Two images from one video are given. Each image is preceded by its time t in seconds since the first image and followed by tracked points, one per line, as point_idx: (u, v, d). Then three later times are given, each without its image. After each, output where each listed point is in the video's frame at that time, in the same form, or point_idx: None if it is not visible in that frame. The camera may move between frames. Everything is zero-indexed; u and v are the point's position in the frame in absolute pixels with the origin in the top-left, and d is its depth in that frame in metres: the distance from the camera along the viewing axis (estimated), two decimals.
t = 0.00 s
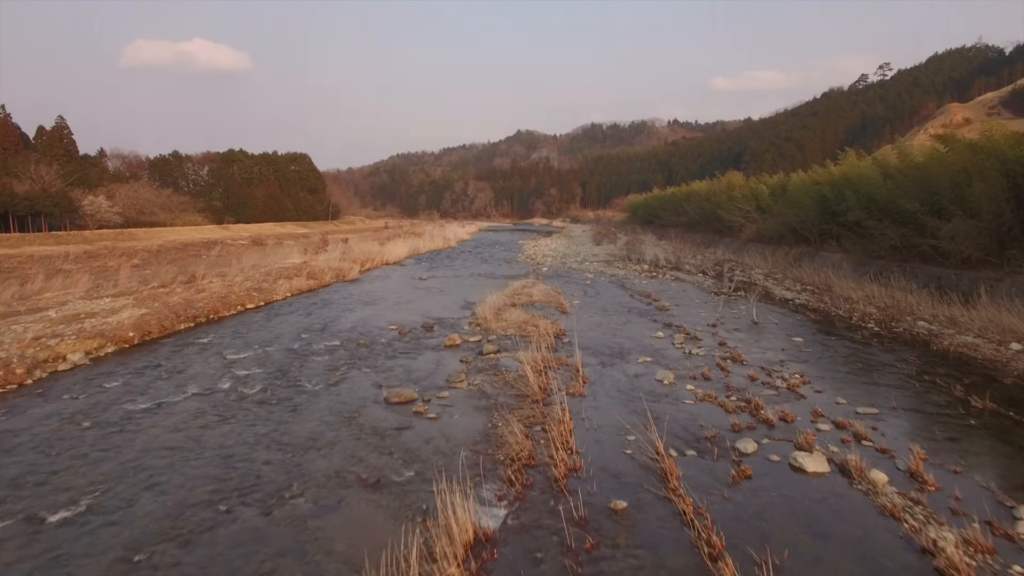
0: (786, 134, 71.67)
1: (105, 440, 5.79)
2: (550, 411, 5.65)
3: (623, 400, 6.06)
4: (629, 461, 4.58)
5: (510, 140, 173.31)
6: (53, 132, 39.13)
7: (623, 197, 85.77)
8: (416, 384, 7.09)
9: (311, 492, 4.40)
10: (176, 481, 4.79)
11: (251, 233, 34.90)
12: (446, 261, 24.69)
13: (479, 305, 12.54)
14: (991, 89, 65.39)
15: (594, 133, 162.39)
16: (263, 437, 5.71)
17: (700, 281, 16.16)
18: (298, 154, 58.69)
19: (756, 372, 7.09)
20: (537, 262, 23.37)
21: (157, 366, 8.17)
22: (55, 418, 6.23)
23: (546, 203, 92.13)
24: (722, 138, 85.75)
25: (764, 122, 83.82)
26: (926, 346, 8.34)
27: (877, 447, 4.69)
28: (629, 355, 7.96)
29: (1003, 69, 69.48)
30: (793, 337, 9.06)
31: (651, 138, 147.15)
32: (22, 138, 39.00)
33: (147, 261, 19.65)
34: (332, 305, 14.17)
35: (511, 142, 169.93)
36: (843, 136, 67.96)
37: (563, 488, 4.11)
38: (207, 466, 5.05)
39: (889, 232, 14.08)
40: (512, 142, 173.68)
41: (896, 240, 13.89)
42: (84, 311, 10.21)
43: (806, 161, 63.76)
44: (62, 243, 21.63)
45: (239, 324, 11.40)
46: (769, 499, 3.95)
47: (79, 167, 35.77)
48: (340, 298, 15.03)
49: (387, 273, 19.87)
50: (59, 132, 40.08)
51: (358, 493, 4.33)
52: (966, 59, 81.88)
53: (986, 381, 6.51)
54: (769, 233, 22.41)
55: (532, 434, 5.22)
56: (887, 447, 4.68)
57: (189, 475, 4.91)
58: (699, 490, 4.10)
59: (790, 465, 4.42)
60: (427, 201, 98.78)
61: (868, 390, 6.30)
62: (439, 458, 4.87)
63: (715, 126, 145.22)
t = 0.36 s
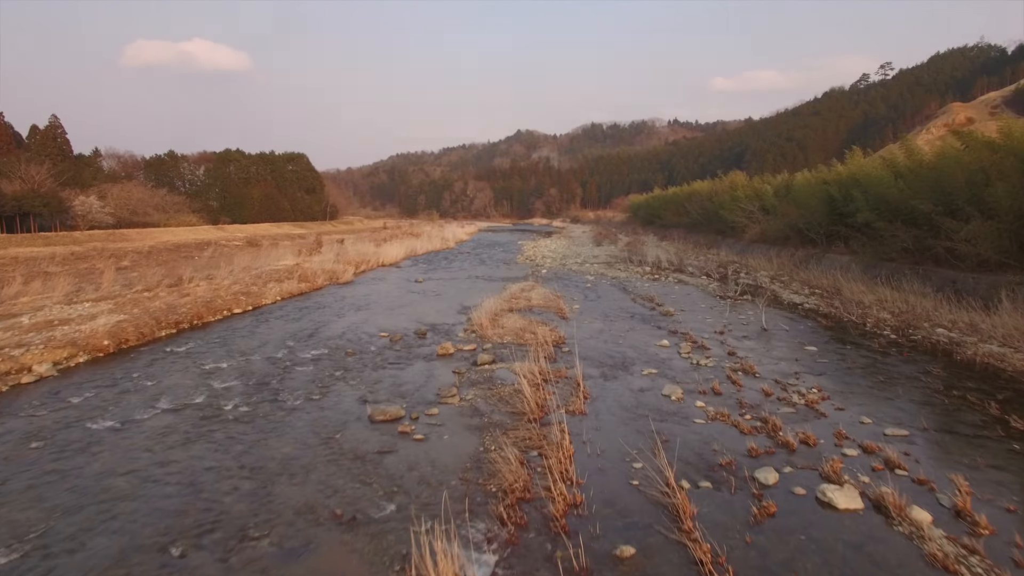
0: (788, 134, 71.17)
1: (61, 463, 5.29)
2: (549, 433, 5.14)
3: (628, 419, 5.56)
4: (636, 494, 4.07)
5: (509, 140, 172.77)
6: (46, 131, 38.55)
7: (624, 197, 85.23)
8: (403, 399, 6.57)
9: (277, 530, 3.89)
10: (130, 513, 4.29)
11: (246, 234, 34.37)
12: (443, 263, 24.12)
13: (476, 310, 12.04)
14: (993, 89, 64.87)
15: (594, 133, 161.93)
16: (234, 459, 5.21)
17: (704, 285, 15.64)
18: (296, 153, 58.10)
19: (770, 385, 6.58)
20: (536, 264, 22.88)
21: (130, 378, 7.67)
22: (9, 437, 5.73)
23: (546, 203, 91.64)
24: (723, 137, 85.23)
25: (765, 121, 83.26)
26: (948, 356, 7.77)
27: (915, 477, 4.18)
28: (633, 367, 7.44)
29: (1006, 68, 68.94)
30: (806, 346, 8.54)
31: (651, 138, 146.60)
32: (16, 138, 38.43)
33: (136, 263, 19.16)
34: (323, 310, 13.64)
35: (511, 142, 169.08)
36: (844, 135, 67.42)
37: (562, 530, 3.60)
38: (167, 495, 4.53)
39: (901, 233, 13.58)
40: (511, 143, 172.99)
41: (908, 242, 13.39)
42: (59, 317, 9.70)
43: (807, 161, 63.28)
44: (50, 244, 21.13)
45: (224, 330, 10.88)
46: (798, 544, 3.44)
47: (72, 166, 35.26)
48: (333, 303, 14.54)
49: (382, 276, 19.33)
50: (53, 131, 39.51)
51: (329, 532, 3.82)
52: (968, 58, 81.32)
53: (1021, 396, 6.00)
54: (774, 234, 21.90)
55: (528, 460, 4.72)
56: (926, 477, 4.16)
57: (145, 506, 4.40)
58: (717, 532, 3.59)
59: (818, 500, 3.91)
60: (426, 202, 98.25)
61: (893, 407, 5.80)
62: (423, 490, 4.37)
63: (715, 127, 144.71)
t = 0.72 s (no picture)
0: (789, 134, 70.63)
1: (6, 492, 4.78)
2: (546, 460, 4.64)
3: (633, 442, 5.05)
4: (645, 538, 3.56)
5: (509, 140, 172.20)
6: (39, 129, 38.01)
7: (624, 198, 84.65)
8: (388, 417, 6.05)
9: None
10: (71, 556, 3.79)
11: (241, 235, 33.68)
12: (441, 265, 23.59)
13: (471, 315, 11.52)
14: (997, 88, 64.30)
15: (594, 133, 161.43)
16: (197, 488, 4.69)
17: (708, 288, 15.12)
18: (294, 153, 57.56)
19: (786, 401, 6.07)
20: (536, 266, 22.38)
21: (97, 391, 7.15)
22: None
23: (546, 203, 91.13)
24: (724, 137, 84.67)
25: (767, 121, 82.71)
26: (975, 368, 7.22)
27: (964, 516, 3.65)
28: (638, 380, 6.92)
29: (1009, 67, 68.38)
30: (822, 356, 8.01)
31: (651, 138, 146.07)
32: (9, 137, 37.89)
33: (124, 265, 18.65)
34: (314, 315, 13.12)
35: (511, 142, 168.53)
36: (846, 135, 66.86)
37: None
38: (115, 533, 4.02)
39: (914, 235, 13.04)
40: (512, 143, 172.45)
41: (922, 244, 12.87)
42: (30, 324, 9.19)
43: (809, 161, 62.76)
44: (37, 245, 20.62)
45: (207, 337, 10.37)
46: None
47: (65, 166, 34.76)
48: (324, 307, 14.04)
49: (378, 278, 18.81)
50: (46, 130, 38.96)
51: None
52: (970, 57, 80.76)
53: None
54: (779, 234, 21.39)
55: (522, 493, 4.21)
56: (977, 516, 3.63)
57: (88, 546, 3.89)
58: None
59: (855, 546, 3.39)
60: (426, 202, 97.70)
61: (924, 427, 5.28)
62: (403, 530, 3.85)
63: (715, 126, 144.17)
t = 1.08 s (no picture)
0: (790, 134, 70.13)
1: None
2: (542, 495, 4.12)
3: (640, 470, 4.53)
4: None
5: (509, 140, 171.69)
6: (33, 127, 37.42)
7: (625, 197, 84.11)
8: (370, 438, 5.53)
9: None
10: None
11: (236, 236, 33.15)
12: (437, 266, 23.01)
13: (467, 321, 10.97)
14: (1000, 87, 63.80)
15: (594, 132, 160.97)
16: (150, 522, 4.17)
17: (713, 291, 14.58)
18: (291, 153, 56.98)
19: (807, 421, 5.54)
20: (535, 267, 21.89)
21: (60, 406, 6.63)
22: None
23: (546, 203, 90.64)
24: (725, 136, 84.16)
25: (768, 120, 82.20)
26: (1008, 380, 6.68)
27: None
28: (643, 397, 6.39)
29: (1011, 66, 67.93)
30: (840, 368, 7.47)
31: (652, 138, 145.58)
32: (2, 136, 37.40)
33: (112, 266, 18.14)
34: (303, 321, 12.58)
35: (511, 142, 167.96)
36: (848, 135, 66.39)
37: None
38: None
39: (929, 236, 12.50)
40: (511, 142, 171.83)
41: (937, 245, 12.37)
42: None
43: (811, 161, 62.26)
44: (24, 246, 20.11)
45: (187, 345, 9.83)
46: None
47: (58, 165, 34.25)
48: (315, 311, 13.54)
49: (372, 281, 18.24)
50: (40, 128, 38.39)
51: None
52: (972, 56, 80.27)
53: None
54: (784, 235, 20.88)
55: (515, 534, 3.69)
56: None
57: None
58: None
59: None
60: (425, 202, 97.25)
61: (963, 451, 4.76)
62: None
63: (716, 126, 143.66)
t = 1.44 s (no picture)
0: (792, 133, 69.67)
1: None
2: (540, 540, 3.57)
3: (651, 509, 3.98)
4: None
5: (509, 140, 171.14)
6: (25, 126, 36.81)
7: (625, 197, 83.52)
8: (349, 466, 4.98)
9: None
10: None
11: (231, 236, 32.62)
12: (434, 268, 22.40)
13: (461, 328, 10.42)
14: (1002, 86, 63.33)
15: (594, 132, 160.50)
16: (89, 570, 3.62)
17: (719, 295, 14.03)
18: (289, 152, 56.34)
19: (834, 444, 4.99)
20: (535, 268, 21.35)
21: (16, 425, 6.08)
22: None
23: (546, 203, 90.15)
24: (726, 136, 83.65)
25: (769, 120, 81.68)
26: None
27: None
28: (651, 415, 5.85)
29: (1014, 66, 67.47)
30: (862, 380, 6.92)
31: (652, 137, 145.01)
32: None
33: (98, 268, 17.60)
34: (291, 327, 12.02)
35: (511, 142, 167.18)
36: (849, 135, 65.91)
37: None
38: None
39: (945, 238, 12.00)
40: (511, 142, 171.30)
41: (954, 247, 11.86)
42: None
43: (813, 161, 61.74)
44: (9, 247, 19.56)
45: (165, 354, 9.27)
46: None
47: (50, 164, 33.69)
48: (305, 316, 13.01)
49: (366, 284, 17.69)
50: (32, 127, 37.76)
51: None
52: (974, 55, 79.78)
53: None
54: (790, 236, 20.36)
55: None
56: None
57: None
58: None
59: None
60: (425, 202, 96.76)
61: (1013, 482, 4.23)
62: None
63: (716, 126, 143.20)
